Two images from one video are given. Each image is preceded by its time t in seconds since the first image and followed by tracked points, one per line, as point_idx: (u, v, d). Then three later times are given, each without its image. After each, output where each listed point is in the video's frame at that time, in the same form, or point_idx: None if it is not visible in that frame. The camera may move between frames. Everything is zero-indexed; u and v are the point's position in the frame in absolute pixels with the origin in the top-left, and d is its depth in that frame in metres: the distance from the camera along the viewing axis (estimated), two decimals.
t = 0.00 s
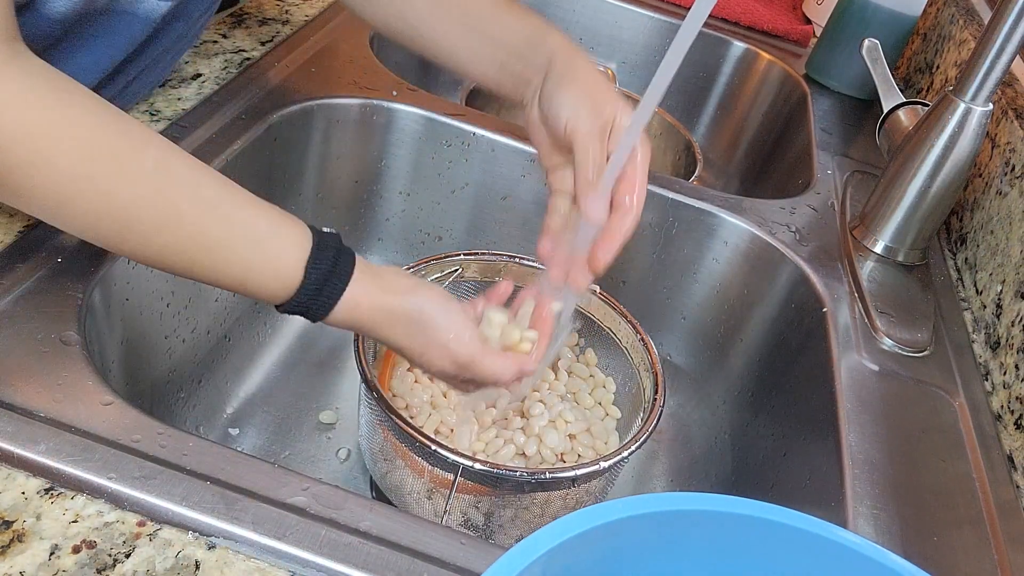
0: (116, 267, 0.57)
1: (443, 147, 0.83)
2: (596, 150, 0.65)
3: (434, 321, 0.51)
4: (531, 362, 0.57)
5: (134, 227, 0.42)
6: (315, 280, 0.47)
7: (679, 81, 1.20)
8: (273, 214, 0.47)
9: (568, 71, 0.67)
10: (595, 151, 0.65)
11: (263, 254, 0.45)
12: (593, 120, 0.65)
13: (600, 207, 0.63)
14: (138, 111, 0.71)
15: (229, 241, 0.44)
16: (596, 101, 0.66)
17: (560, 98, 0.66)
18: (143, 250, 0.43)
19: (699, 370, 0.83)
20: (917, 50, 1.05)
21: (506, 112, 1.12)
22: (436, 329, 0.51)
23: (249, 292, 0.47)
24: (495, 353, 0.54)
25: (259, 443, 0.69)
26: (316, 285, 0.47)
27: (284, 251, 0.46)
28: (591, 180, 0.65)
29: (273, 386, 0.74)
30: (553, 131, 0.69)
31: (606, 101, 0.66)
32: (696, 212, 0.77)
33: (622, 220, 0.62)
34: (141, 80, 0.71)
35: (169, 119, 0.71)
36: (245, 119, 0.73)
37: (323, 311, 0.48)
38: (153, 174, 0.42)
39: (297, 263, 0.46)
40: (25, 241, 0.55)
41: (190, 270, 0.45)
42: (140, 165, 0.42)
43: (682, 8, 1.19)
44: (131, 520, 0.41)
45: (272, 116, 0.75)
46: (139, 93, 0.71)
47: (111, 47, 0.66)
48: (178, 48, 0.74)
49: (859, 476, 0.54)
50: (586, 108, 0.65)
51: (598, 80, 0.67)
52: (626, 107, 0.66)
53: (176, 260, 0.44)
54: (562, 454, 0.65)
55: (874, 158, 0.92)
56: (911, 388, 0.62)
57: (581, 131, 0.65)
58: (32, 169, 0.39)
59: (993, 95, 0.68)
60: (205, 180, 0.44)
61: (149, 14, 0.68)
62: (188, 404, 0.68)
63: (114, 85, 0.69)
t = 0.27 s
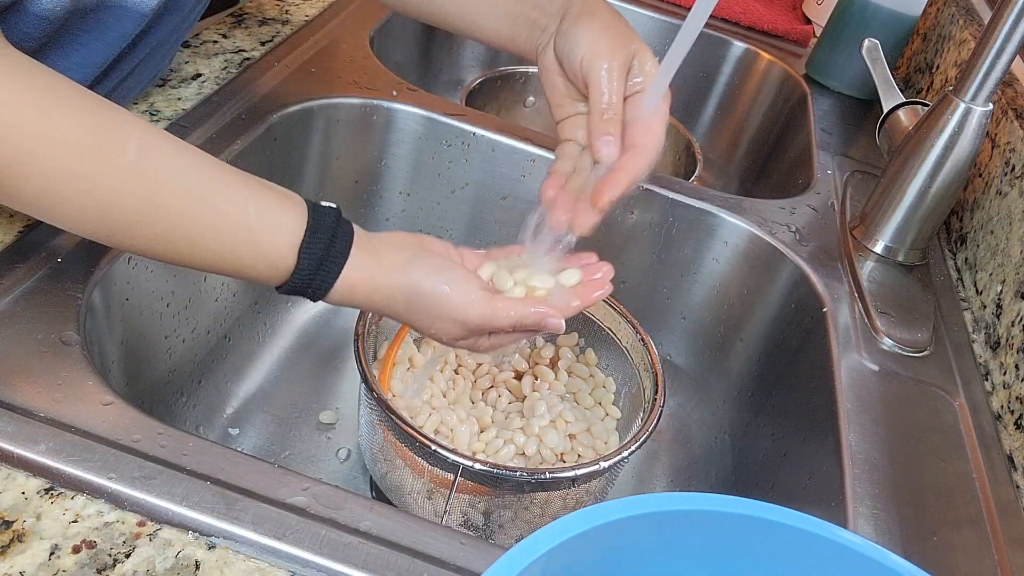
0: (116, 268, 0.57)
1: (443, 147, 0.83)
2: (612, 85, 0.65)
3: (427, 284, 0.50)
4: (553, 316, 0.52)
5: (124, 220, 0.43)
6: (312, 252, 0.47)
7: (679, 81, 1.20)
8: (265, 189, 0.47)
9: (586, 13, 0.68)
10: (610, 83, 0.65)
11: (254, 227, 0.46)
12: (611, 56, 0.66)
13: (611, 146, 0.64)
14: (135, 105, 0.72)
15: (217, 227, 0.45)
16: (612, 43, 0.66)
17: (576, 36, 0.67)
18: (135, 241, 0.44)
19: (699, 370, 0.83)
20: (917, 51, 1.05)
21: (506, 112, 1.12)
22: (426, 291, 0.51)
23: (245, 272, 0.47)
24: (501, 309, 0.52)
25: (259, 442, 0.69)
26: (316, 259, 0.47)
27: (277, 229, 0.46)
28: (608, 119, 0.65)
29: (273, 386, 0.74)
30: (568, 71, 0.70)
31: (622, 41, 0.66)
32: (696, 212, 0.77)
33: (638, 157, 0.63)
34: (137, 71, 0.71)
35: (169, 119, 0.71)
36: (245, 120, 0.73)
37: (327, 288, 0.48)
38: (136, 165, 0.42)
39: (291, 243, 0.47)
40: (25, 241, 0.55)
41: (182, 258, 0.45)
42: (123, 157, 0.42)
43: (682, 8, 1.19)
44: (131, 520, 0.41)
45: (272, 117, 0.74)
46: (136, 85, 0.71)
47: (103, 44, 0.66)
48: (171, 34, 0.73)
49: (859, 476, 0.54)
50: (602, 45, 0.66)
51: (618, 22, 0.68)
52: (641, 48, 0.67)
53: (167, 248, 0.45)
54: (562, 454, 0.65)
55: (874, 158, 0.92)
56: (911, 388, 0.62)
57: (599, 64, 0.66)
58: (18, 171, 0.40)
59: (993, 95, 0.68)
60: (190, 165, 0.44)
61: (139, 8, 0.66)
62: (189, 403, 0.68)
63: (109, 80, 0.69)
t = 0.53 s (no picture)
0: (116, 268, 0.57)
1: (442, 147, 0.83)
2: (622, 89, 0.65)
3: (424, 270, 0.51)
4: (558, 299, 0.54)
5: (123, 219, 0.43)
6: (314, 242, 0.47)
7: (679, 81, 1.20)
8: (266, 182, 0.48)
9: (586, 16, 0.68)
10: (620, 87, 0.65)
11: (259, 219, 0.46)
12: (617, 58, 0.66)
13: (629, 149, 0.61)
14: (137, 107, 0.71)
15: (216, 223, 0.45)
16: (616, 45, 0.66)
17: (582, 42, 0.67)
18: (136, 240, 0.44)
19: (699, 370, 0.83)
20: (917, 50, 1.05)
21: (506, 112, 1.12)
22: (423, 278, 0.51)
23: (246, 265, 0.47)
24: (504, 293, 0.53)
25: (259, 442, 0.69)
26: (317, 251, 0.48)
27: (275, 223, 0.46)
28: (624, 124, 0.63)
29: (273, 386, 0.74)
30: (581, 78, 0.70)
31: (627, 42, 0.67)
32: (695, 212, 0.77)
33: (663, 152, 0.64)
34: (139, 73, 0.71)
35: (170, 119, 0.71)
36: (245, 119, 0.73)
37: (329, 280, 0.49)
38: (133, 163, 0.42)
39: (292, 234, 0.47)
40: (25, 241, 0.55)
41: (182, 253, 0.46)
42: (118, 155, 0.42)
43: (682, 8, 1.19)
44: (131, 520, 0.41)
45: (272, 116, 0.74)
46: (139, 87, 0.71)
47: (104, 52, 0.67)
48: (172, 38, 0.74)
49: (859, 476, 0.54)
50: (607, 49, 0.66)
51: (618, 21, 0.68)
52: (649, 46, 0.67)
53: (168, 245, 0.45)
54: (562, 455, 0.65)
55: (874, 158, 0.92)
56: (911, 387, 0.62)
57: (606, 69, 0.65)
58: (18, 173, 0.40)
59: (993, 95, 0.68)
60: (187, 162, 0.44)
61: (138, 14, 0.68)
62: (189, 403, 0.68)
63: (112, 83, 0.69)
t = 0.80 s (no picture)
0: (116, 267, 0.57)
1: (443, 147, 0.83)
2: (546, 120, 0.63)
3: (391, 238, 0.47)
4: (531, 282, 0.51)
5: (63, 206, 0.41)
6: (275, 213, 0.44)
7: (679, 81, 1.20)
8: (223, 156, 0.44)
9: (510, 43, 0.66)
10: (543, 117, 0.63)
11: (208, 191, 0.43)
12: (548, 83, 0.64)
13: (547, 182, 0.62)
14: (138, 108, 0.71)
15: (160, 201, 0.42)
16: (550, 68, 0.64)
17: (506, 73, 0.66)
18: (89, 218, 0.42)
19: (699, 370, 0.83)
20: (917, 50, 1.05)
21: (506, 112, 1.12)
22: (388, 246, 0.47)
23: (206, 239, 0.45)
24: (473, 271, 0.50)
25: (259, 443, 0.69)
26: (274, 221, 0.44)
27: (222, 197, 0.43)
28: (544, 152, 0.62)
29: (273, 387, 0.74)
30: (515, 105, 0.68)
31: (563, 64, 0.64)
32: (695, 212, 0.77)
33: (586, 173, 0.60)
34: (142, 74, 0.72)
35: (170, 119, 0.71)
36: (246, 119, 0.73)
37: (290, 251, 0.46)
38: (64, 149, 0.39)
39: (248, 207, 0.44)
40: (25, 240, 0.55)
41: (136, 233, 0.44)
42: (49, 141, 0.39)
43: (682, 8, 1.19)
44: (131, 520, 0.41)
45: (272, 116, 0.74)
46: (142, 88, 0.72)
47: (110, 60, 0.69)
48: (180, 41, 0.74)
49: (859, 476, 0.54)
50: (535, 75, 0.64)
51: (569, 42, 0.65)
52: (591, 63, 0.64)
53: (118, 227, 0.43)
54: (562, 455, 0.65)
55: (874, 158, 0.92)
56: (911, 387, 0.62)
57: (530, 98, 0.64)
58: None
59: (993, 95, 0.68)
60: (125, 141, 0.41)
61: (144, 25, 0.69)
62: (188, 403, 0.68)
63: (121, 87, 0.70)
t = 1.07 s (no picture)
0: (116, 267, 0.57)
1: (442, 147, 0.83)
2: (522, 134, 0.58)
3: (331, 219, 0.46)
4: (480, 265, 0.49)
5: None
6: (213, 190, 0.44)
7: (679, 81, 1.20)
8: (161, 134, 0.44)
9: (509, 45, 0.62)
10: (519, 131, 0.58)
11: (139, 171, 0.42)
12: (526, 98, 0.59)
13: (522, 192, 0.58)
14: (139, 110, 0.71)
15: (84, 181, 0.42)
16: (529, 82, 0.59)
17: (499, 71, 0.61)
18: (28, 201, 0.42)
19: (699, 370, 0.83)
20: (917, 50, 1.05)
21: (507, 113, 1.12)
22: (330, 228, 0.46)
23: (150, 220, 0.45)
24: (414, 255, 0.47)
25: (259, 443, 0.69)
26: (211, 199, 0.44)
27: (155, 177, 0.43)
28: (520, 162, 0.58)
29: (273, 387, 0.74)
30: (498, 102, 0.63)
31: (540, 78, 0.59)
32: (695, 212, 0.77)
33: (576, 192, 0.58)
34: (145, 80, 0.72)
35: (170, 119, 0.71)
36: (246, 119, 0.73)
37: (228, 232, 0.45)
38: None
39: (182, 186, 0.43)
40: (24, 239, 0.55)
41: (69, 215, 0.44)
42: None
43: (682, 8, 1.19)
44: (131, 520, 0.41)
45: (272, 116, 0.74)
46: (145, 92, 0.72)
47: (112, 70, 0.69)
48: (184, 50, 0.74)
49: (859, 476, 0.54)
50: (510, 89, 0.59)
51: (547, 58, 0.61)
52: (575, 80, 0.59)
53: (51, 209, 0.43)
54: (562, 454, 0.65)
55: (874, 157, 0.92)
56: (911, 387, 0.62)
57: (506, 112, 0.58)
58: None
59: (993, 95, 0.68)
60: (52, 120, 0.41)
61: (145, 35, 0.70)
62: (189, 403, 0.68)
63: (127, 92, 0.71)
